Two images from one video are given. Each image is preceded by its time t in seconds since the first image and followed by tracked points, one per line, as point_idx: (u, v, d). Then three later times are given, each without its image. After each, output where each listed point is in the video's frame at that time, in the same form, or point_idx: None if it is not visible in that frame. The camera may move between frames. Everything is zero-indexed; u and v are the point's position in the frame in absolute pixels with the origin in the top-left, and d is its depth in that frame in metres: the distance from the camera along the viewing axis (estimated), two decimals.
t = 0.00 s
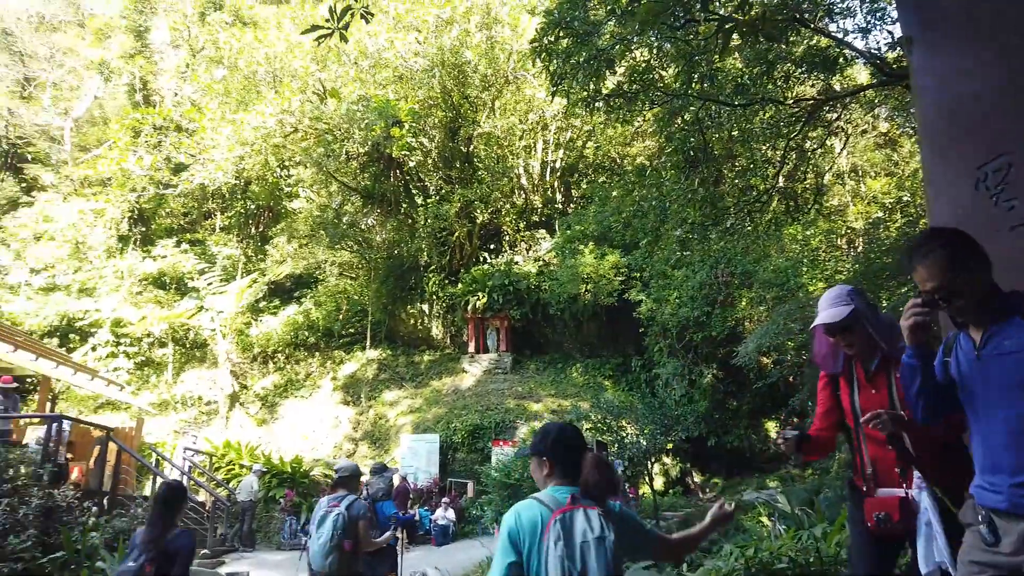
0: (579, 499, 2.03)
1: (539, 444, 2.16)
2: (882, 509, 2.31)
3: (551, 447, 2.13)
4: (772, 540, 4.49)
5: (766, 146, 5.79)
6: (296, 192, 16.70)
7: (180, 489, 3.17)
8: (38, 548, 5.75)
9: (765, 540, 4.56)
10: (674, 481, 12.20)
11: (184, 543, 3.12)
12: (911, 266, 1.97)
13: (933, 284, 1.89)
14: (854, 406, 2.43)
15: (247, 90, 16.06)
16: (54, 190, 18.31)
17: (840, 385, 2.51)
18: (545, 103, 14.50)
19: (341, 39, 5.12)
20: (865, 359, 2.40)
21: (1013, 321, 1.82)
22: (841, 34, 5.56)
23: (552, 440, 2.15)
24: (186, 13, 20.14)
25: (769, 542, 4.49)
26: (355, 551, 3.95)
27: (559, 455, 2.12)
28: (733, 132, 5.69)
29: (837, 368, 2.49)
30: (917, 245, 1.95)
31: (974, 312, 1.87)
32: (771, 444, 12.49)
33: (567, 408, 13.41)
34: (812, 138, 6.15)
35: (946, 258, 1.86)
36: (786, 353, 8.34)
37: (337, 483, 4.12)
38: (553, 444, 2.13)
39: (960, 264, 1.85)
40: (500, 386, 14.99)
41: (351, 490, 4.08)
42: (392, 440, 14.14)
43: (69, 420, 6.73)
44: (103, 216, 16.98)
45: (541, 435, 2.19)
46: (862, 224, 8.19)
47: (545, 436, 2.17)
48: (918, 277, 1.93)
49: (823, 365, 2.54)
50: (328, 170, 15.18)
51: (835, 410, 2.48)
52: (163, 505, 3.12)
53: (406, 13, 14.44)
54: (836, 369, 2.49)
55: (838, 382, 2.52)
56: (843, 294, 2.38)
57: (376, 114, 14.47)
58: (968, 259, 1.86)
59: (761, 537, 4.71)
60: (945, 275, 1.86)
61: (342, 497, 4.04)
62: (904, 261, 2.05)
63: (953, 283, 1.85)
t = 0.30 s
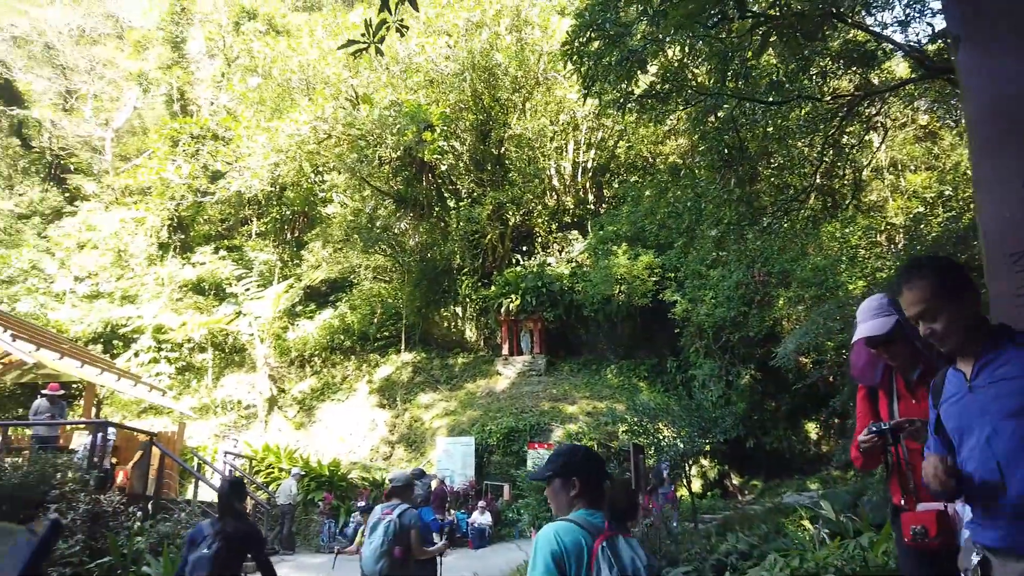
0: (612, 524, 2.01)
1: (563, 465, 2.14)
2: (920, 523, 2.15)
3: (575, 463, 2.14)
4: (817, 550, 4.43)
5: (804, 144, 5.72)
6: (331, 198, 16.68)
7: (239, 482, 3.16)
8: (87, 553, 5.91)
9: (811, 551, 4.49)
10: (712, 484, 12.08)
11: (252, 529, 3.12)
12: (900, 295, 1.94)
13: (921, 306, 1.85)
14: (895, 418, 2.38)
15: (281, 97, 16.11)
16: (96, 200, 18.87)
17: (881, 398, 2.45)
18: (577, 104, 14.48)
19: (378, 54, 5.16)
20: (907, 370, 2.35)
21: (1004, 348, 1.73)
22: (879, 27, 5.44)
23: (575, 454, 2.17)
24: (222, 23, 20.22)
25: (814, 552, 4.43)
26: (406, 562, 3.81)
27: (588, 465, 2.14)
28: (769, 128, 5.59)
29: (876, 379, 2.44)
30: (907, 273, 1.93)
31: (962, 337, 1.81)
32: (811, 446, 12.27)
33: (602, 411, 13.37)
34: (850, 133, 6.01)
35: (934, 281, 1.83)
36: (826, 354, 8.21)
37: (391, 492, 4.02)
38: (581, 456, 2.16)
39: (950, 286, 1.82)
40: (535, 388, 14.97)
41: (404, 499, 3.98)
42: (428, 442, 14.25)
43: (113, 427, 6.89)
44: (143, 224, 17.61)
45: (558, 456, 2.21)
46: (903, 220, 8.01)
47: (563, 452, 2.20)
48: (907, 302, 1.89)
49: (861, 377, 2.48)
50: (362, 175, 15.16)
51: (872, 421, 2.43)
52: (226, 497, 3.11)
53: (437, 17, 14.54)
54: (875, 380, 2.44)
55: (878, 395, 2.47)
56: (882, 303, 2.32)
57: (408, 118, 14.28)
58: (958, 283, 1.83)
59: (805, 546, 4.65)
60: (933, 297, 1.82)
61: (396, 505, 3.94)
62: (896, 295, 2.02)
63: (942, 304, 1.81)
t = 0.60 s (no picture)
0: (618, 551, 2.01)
1: (568, 487, 2.12)
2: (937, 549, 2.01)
3: (583, 488, 2.12)
4: (862, 559, 4.34)
5: (840, 141, 5.67)
6: (362, 202, 16.79)
7: (276, 492, 3.11)
8: (130, 557, 6.03)
9: (856, 559, 4.39)
10: (748, 486, 11.92)
11: (294, 538, 3.13)
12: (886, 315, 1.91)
13: (907, 327, 1.80)
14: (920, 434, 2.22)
15: (313, 104, 16.05)
16: (135, 208, 19.44)
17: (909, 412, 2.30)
18: (606, 104, 14.43)
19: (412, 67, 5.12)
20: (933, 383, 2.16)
21: (995, 363, 1.71)
22: (916, 22, 5.29)
23: (574, 478, 2.14)
24: (254, 31, 20.52)
25: (859, 561, 4.34)
26: (466, 566, 3.80)
27: (590, 489, 2.12)
28: (804, 127, 5.56)
29: (904, 393, 2.29)
30: (892, 293, 1.89)
31: (950, 356, 1.78)
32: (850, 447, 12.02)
33: (636, 413, 13.30)
34: (887, 128, 5.89)
35: (917, 302, 1.79)
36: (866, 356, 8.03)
37: (446, 497, 4.03)
38: (581, 480, 2.14)
39: (935, 307, 1.77)
40: (567, 390, 14.94)
41: (461, 504, 3.99)
42: (461, 445, 14.32)
43: (154, 432, 7.04)
44: (180, 231, 17.98)
45: (555, 482, 2.19)
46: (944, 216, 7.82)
47: (561, 478, 2.17)
48: (893, 323, 1.85)
49: (890, 391, 2.34)
50: (393, 180, 15.20)
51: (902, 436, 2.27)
52: (265, 508, 3.07)
53: (466, 22, 14.71)
54: (904, 394, 2.29)
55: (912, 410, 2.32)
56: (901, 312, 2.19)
57: (438, 122, 14.41)
58: (943, 303, 1.79)
59: (849, 554, 4.56)
60: (917, 320, 1.78)
61: (453, 511, 3.93)
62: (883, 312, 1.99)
63: (928, 326, 1.77)
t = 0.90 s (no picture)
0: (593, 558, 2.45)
1: (552, 507, 2.56)
2: None
3: (564, 507, 2.56)
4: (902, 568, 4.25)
5: (874, 139, 5.60)
6: (390, 207, 16.88)
7: (322, 501, 3.34)
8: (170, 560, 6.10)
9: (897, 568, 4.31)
10: (782, 489, 11.77)
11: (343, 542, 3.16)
12: (885, 329, 1.89)
13: (906, 343, 1.79)
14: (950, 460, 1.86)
15: (341, 111, 16.48)
16: (169, 215, 19.85)
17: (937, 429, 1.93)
18: (633, 105, 14.40)
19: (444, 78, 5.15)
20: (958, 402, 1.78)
21: (976, 393, 1.73)
22: (953, 18, 5.17)
23: (562, 501, 2.57)
24: (283, 40, 20.26)
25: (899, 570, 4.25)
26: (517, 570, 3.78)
27: (575, 509, 2.57)
28: (836, 127, 5.51)
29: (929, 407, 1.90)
30: (889, 310, 1.87)
31: (944, 378, 1.77)
32: (887, 449, 11.79)
33: (666, 415, 13.24)
34: (921, 125, 5.82)
35: (922, 318, 1.77)
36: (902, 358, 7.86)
37: (492, 504, 4.03)
38: (566, 502, 2.58)
39: (939, 325, 1.76)
40: (597, 392, 14.91)
41: (507, 510, 3.99)
42: (492, 448, 14.38)
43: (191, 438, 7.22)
44: (213, 237, 18.30)
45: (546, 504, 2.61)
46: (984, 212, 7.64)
47: (550, 503, 2.59)
48: (891, 338, 1.83)
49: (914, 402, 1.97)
50: (421, 185, 15.19)
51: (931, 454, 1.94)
52: (313, 516, 3.29)
53: (491, 26, 14.68)
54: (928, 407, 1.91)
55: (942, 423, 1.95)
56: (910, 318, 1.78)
57: (466, 126, 14.48)
58: (947, 322, 1.78)
59: (889, 562, 4.47)
60: (917, 335, 1.77)
61: (499, 517, 3.93)
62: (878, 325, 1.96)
63: (929, 343, 1.75)
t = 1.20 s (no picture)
0: None
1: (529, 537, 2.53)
2: None
3: (538, 536, 2.54)
4: None
5: (902, 138, 5.56)
6: (414, 212, 16.95)
7: (376, 503, 3.50)
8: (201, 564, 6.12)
9: None
10: (812, 492, 11.59)
11: (387, 550, 3.48)
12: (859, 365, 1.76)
13: (876, 385, 1.68)
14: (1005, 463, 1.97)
15: (365, 117, 16.48)
16: (198, 222, 20.15)
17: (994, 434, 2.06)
18: (656, 106, 14.33)
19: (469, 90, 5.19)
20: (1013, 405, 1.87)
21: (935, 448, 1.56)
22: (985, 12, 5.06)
23: (537, 528, 2.54)
24: (308, 47, 20.76)
25: None
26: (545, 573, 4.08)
27: (550, 532, 2.55)
28: (862, 127, 5.45)
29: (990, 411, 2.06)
30: (869, 348, 1.75)
31: (910, 426, 1.65)
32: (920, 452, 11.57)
33: (693, 418, 13.14)
34: (949, 121, 5.60)
35: (894, 360, 1.68)
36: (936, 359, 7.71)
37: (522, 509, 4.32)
38: (541, 527, 2.55)
39: (908, 367, 1.67)
40: (622, 395, 14.84)
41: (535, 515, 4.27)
42: (518, 451, 14.37)
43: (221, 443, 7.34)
44: (241, 244, 18.64)
45: (519, 528, 2.60)
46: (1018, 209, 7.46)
47: (525, 529, 2.55)
48: (863, 377, 1.73)
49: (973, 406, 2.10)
50: (445, 189, 15.19)
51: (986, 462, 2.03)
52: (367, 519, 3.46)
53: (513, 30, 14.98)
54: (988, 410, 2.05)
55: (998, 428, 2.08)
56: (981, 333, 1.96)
57: (488, 131, 14.49)
58: (917, 366, 1.69)
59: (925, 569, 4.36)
60: (888, 377, 1.67)
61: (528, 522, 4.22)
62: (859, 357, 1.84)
63: (897, 384, 1.65)
